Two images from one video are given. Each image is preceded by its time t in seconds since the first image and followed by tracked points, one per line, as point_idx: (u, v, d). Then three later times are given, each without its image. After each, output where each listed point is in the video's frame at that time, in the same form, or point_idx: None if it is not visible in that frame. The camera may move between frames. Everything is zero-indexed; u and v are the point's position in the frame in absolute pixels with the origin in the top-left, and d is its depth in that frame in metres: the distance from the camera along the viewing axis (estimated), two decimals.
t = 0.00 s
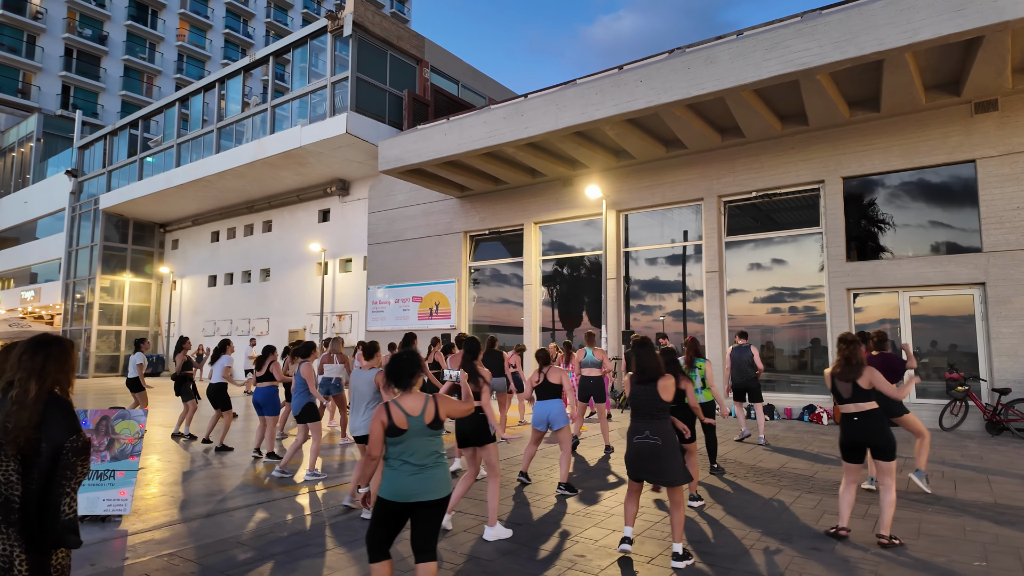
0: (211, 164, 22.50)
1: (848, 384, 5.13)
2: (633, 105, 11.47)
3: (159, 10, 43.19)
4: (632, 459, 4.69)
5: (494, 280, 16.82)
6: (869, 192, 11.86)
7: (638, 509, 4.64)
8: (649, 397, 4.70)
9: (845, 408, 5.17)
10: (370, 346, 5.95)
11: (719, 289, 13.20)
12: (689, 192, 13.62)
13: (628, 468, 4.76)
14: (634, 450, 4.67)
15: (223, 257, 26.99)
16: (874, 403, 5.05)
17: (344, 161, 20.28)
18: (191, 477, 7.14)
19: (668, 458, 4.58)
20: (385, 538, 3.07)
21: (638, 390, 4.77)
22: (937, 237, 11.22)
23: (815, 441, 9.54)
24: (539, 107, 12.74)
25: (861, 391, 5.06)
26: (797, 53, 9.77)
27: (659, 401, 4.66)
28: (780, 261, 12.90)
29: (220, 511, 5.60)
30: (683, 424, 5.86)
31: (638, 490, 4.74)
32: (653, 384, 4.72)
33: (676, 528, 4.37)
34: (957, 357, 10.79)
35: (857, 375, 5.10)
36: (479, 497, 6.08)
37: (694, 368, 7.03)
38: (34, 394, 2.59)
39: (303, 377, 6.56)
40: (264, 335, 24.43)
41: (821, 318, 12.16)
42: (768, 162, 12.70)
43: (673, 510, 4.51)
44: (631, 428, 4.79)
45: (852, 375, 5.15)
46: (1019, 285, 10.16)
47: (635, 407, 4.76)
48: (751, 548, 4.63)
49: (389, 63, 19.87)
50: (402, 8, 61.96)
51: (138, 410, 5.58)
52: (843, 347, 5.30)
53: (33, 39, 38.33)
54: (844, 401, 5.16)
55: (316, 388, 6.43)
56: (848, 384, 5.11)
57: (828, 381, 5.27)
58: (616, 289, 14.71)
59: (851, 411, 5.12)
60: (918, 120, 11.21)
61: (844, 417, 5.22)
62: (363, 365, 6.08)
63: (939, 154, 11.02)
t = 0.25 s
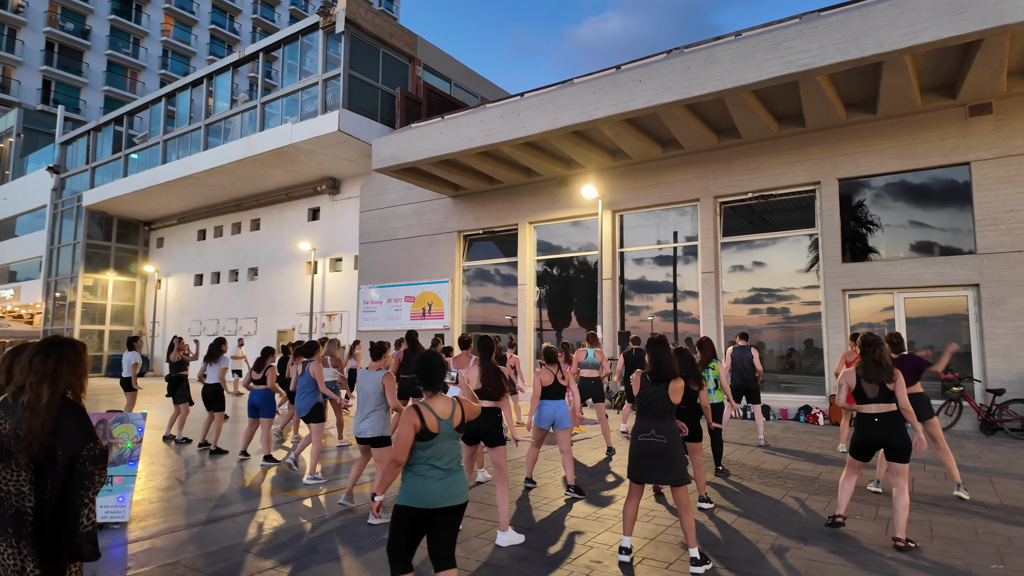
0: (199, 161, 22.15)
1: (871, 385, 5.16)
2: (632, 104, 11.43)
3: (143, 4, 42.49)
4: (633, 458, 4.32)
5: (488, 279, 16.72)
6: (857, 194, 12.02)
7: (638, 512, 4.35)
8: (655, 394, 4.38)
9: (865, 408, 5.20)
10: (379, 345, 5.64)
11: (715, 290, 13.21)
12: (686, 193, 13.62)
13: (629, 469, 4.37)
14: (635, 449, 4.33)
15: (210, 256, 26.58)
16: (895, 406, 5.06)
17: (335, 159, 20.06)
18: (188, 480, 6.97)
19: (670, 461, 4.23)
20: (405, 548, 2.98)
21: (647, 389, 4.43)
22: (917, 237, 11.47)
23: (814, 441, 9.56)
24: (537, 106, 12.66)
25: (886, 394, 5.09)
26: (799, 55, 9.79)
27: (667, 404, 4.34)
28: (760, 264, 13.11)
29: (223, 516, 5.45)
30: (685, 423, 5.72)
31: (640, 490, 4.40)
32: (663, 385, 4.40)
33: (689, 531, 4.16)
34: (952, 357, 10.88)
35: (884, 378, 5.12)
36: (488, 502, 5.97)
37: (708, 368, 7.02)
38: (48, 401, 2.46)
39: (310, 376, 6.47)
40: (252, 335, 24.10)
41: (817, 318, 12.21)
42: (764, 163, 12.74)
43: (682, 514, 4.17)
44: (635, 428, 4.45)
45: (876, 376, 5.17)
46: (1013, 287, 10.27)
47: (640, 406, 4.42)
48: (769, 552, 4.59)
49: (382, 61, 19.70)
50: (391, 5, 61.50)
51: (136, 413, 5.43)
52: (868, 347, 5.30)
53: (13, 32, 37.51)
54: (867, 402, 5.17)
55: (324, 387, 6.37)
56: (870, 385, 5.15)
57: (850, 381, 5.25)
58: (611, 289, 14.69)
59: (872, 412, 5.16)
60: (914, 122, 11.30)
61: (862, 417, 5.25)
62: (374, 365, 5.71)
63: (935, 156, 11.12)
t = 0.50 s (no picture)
0: (184, 158, 21.77)
1: (875, 385, 5.06)
2: (629, 103, 11.39)
3: None
4: (635, 460, 3.95)
5: (481, 279, 16.61)
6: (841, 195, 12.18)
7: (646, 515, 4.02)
8: (656, 391, 4.01)
9: (863, 408, 5.09)
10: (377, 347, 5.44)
11: (710, 289, 13.23)
12: (680, 193, 13.62)
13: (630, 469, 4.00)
14: (637, 451, 3.96)
15: (195, 254, 26.16)
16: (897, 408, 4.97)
17: (325, 157, 19.82)
18: (183, 484, 6.79)
19: (674, 463, 3.85)
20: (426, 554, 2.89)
21: (649, 388, 4.05)
22: (897, 236, 11.71)
23: (812, 441, 9.58)
24: (533, 105, 12.57)
25: (889, 396, 5.02)
26: (796, 55, 9.80)
27: (668, 404, 3.94)
28: (741, 265, 13.36)
29: (223, 522, 5.30)
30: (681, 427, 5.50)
31: (651, 492, 4.04)
32: (666, 384, 4.01)
33: (685, 529, 4.07)
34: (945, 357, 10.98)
35: (888, 380, 5.05)
36: (495, 504, 5.87)
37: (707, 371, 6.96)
38: (57, 405, 2.32)
39: (308, 378, 6.34)
40: (238, 335, 23.76)
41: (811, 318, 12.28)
42: (759, 164, 12.77)
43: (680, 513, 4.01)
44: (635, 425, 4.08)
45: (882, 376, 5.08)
46: (1006, 287, 10.37)
47: (640, 405, 4.05)
48: (784, 553, 4.55)
49: (372, 58, 19.50)
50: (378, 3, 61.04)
51: (130, 414, 5.21)
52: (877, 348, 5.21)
53: None
54: (868, 402, 5.06)
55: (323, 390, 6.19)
56: (874, 385, 5.05)
57: (853, 380, 5.17)
58: (605, 289, 14.67)
59: (870, 412, 5.04)
60: (907, 124, 11.39)
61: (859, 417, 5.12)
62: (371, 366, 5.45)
63: (928, 158, 11.21)
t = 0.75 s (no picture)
0: (176, 154, 21.46)
1: (878, 377, 4.91)
2: (631, 99, 11.32)
3: None
4: (659, 462, 3.85)
5: (479, 277, 16.50)
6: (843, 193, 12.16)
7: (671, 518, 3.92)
8: (677, 389, 3.86)
9: (868, 401, 4.96)
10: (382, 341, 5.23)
11: (711, 287, 13.19)
12: (680, 191, 13.58)
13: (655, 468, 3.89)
14: (661, 452, 3.85)
15: (186, 252, 25.84)
16: (902, 400, 4.80)
17: (320, 154, 19.62)
18: (183, 485, 6.62)
19: (701, 461, 3.72)
20: (457, 554, 2.82)
21: (667, 385, 3.91)
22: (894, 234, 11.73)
23: (816, 439, 9.55)
24: (534, 101, 12.48)
25: (889, 388, 4.86)
26: (800, 53, 9.77)
27: (688, 400, 3.79)
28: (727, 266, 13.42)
29: (230, 523, 5.15)
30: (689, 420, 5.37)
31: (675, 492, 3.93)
32: (685, 379, 3.86)
33: (711, 525, 4.18)
34: (946, 355, 11.01)
35: (892, 372, 4.90)
36: (508, 504, 5.76)
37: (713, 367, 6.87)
38: (74, 402, 2.16)
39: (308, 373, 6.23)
40: (231, 333, 23.49)
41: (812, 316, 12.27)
42: (759, 161, 12.74)
43: (707, 508, 4.13)
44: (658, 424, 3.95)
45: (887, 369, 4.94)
46: (1007, 286, 10.39)
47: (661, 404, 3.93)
48: (808, 555, 4.48)
49: (368, 53, 19.33)
50: None
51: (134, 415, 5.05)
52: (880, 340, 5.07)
53: None
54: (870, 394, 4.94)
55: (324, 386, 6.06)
56: (877, 378, 4.92)
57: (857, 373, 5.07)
58: (605, 287, 14.60)
59: (873, 404, 4.89)
60: (908, 122, 11.39)
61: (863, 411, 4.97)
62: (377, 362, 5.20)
63: (929, 156, 11.22)
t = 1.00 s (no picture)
0: (167, 150, 21.13)
1: (905, 383, 4.83)
2: (633, 98, 11.24)
3: None
4: (700, 465, 4.11)
5: (476, 276, 16.37)
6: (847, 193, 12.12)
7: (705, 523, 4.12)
8: (717, 396, 4.07)
9: (895, 406, 4.89)
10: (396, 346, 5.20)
11: (710, 287, 13.14)
12: (680, 190, 13.53)
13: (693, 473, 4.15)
14: (702, 456, 4.11)
15: (176, 251, 25.49)
16: (929, 407, 4.72)
17: (314, 152, 19.39)
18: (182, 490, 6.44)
19: (740, 465, 3.99)
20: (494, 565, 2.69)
21: (706, 391, 4.13)
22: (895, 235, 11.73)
23: (820, 439, 9.52)
24: (535, 99, 12.37)
25: (918, 394, 4.77)
26: (805, 52, 9.72)
27: (730, 405, 4.02)
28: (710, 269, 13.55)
29: (236, 531, 4.99)
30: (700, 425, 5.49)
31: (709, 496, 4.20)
32: (723, 384, 4.08)
33: (747, 542, 4.02)
34: (946, 355, 11.03)
35: (919, 376, 4.80)
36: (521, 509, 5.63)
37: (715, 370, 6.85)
38: (95, 410, 2.00)
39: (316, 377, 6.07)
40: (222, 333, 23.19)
41: (813, 316, 12.26)
42: (760, 161, 12.71)
43: (744, 522, 4.02)
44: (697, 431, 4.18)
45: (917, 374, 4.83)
46: (1007, 286, 10.43)
47: (700, 409, 4.16)
48: (832, 560, 4.39)
49: (363, 50, 19.13)
50: None
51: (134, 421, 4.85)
52: (912, 343, 4.94)
53: None
54: (896, 399, 4.87)
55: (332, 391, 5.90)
56: (904, 383, 4.84)
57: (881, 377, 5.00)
58: (604, 287, 14.44)
59: (901, 410, 4.85)
60: (908, 123, 11.40)
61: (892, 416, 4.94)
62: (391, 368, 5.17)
63: (929, 157, 11.23)
